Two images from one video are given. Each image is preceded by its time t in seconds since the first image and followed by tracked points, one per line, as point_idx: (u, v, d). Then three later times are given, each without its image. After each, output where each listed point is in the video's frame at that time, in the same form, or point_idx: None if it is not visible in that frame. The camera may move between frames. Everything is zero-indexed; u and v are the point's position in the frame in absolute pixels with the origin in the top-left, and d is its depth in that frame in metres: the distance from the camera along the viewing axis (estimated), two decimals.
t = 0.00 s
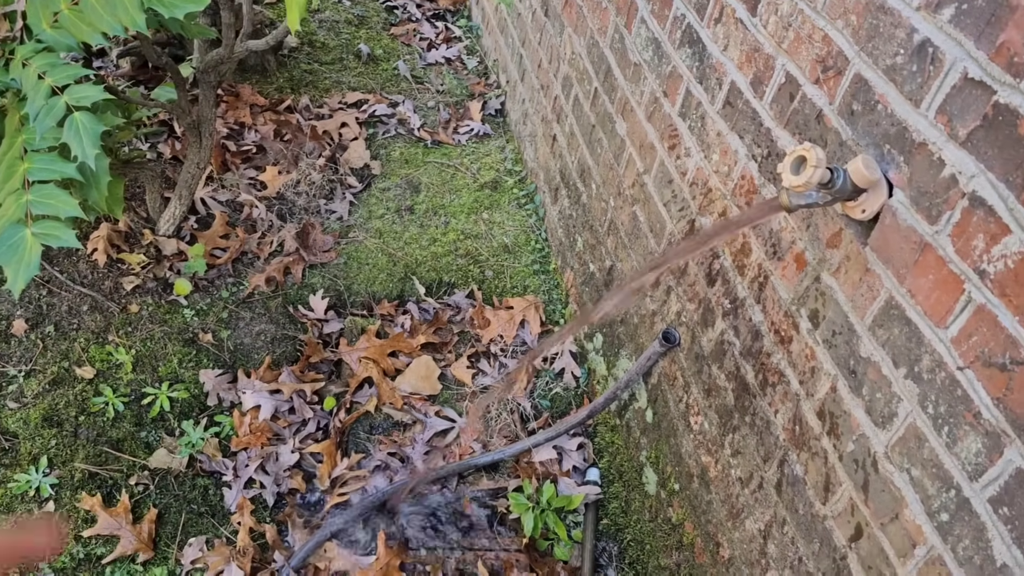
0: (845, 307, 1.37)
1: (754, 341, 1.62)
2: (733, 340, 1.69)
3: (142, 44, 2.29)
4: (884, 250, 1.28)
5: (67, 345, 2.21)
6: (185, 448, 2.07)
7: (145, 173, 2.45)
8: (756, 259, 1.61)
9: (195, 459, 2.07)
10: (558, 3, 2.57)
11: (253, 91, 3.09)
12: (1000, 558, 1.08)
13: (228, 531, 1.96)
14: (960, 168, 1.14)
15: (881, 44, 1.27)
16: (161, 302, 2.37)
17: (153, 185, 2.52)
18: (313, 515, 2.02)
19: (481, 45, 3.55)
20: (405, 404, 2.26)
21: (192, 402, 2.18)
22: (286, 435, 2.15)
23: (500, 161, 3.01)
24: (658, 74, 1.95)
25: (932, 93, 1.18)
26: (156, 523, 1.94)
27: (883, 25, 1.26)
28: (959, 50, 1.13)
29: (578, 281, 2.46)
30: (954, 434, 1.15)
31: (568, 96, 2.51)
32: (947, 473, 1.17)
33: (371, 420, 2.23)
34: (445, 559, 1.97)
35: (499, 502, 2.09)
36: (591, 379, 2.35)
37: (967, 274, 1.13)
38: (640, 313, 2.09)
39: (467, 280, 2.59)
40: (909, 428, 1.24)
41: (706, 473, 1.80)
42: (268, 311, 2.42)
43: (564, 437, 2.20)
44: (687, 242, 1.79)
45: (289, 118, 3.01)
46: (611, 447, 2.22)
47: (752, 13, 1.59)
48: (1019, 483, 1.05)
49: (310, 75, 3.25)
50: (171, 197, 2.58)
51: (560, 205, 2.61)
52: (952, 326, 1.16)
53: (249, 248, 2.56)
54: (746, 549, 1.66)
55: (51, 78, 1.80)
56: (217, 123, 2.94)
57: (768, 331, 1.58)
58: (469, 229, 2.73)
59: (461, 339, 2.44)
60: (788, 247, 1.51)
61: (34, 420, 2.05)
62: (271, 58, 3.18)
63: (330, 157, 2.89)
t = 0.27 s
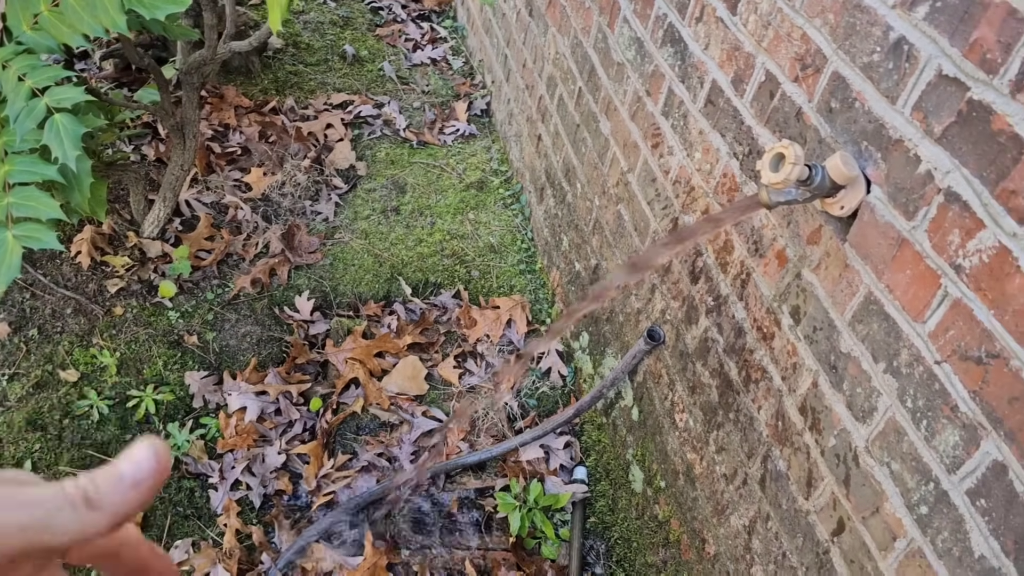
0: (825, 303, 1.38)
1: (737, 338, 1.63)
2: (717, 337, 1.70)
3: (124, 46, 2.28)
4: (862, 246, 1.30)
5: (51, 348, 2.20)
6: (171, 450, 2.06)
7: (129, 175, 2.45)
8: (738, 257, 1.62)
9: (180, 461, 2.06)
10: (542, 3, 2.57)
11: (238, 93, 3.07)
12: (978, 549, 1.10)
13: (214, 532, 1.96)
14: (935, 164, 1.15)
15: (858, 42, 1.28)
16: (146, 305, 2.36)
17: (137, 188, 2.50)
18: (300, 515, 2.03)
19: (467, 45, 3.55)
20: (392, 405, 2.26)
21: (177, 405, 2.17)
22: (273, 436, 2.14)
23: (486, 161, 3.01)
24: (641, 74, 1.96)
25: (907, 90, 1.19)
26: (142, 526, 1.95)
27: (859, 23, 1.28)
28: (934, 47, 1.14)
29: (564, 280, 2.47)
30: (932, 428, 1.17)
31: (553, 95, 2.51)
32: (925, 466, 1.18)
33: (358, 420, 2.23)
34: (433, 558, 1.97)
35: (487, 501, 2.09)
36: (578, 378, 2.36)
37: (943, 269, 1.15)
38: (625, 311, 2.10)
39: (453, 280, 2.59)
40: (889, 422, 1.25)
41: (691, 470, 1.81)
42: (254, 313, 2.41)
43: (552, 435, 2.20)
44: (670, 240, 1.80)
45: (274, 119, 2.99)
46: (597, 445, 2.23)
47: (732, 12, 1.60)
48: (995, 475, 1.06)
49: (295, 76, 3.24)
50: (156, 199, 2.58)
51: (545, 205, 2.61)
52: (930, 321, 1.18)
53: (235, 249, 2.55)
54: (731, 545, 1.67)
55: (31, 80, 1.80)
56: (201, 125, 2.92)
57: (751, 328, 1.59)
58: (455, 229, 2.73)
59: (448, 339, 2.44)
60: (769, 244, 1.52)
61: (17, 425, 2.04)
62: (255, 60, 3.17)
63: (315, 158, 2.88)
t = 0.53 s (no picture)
0: (809, 301, 1.39)
1: (723, 337, 1.63)
2: (702, 336, 1.70)
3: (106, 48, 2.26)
4: (846, 244, 1.30)
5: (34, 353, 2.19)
6: (155, 455, 2.06)
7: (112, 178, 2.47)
8: (723, 256, 1.62)
9: (165, 466, 2.05)
10: (526, 4, 2.57)
11: (222, 95, 3.05)
12: (962, 546, 1.10)
13: (200, 537, 1.95)
14: (917, 162, 1.16)
15: (840, 40, 1.29)
16: (130, 309, 2.34)
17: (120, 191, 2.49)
18: (287, 519, 2.01)
19: (452, 46, 3.54)
20: (379, 407, 2.25)
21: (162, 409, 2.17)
22: (259, 440, 2.13)
23: (472, 162, 3.00)
24: (625, 73, 1.96)
25: (889, 88, 1.20)
26: (127, 532, 1.92)
27: (841, 22, 1.28)
28: (915, 45, 1.15)
29: (550, 281, 2.46)
30: (916, 425, 1.17)
31: (538, 96, 2.51)
32: (910, 464, 1.19)
33: (344, 423, 2.21)
34: (421, 560, 1.96)
35: (475, 502, 2.08)
36: (565, 379, 2.35)
37: (926, 266, 1.15)
38: (611, 312, 2.10)
39: (440, 282, 2.58)
40: (874, 420, 1.25)
41: (678, 469, 1.81)
42: (240, 316, 2.39)
43: (540, 436, 2.20)
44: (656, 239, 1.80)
45: (259, 120, 2.96)
46: (585, 446, 2.22)
47: (715, 11, 1.60)
48: (978, 471, 1.07)
49: (279, 78, 3.22)
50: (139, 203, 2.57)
51: (532, 206, 2.61)
52: (913, 318, 1.18)
53: (219, 252, 2.53)
54: (719, 544, 1.67)
55: (11, 82, 1.84)
56: (185, 127, 2.90)
57: (736, 327, 1.59)
58: (441, 230, 2.72)
59: (435, 341, 2.43)
60: (754, 243, 1.52)
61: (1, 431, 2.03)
62: (240, 62, 3.15)
63: (300, 160, 2.87)
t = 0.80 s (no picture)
0: (797, 303, 1.38)
1: (710, 339, 1.63)
2: (690, 339, 1.70)
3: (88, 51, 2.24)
4: (832, 247, 1.30)
5: (18, 360, 2.16)
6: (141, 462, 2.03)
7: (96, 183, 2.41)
8: (710, 258, 1.62)
9: (151, 474, 2.03)
10: (513, 6, 2.56)
11: (208, 98, 3.02)
12: (950, 548, 1.10)
13: (187, 545, 1.93)
14: (902, 164, 1.16)
15: (825, 42, 1.29)
16: (115, 315, 2.31)
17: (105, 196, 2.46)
18: (274, 526, 1.99)
19: (439, 49, 3.53)
20: (368, 412, 2.23)
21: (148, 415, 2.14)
22: (246, 446, 2.11)
23: (460, 165, 2.99)
24: (612, 76, 1.96)
25: (874, 90, 1.20)
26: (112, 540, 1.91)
27: (826, 24, 1.28)
28: (899, 47, 1.15)
29: (539, 284, 2.45)
30: (903, 427, 1.17)
31: (525, 99, 2.50)
32: (897, 466, 1.18)
33: (332, 428, 2.20)
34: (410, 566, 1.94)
35: (464, 507, 2.07)
36: (554, 382, 2.35)
37: (912, 268, 1.15)
38: (599, 314, 2.09)
39: (428, 285, 2.57)
40: (861, 422, 1.25)
41: (667, 472, 1.80)
42: (226, 321, 2.37)
43: (528, 440, 2.19)
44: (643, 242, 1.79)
45: (245, 124, 2.96)
46: (574, 449, 2.21)
47: (700, 13, 1.60)
48: (966, 473, 1.07)
49: (265, 81, 3.20)
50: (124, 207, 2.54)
51: (519, 208, 2.60)
52: (899, 320, 1.18)
53: (205, 257, 2.51)
54: (708, 547, 1.66)
55: None
56: (170, 130, 2.87)
57: (724, 329, 1.59)
58: (429, 233, 2.71)
59: (423, 345, 2.42)
60: (741, 245, 1.52)
61: None
62: (225, 65, 3.12)
63: (287, 164, 2.85)
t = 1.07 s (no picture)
0: (784, 307, 1.38)
1: (698, 344, 1.62)
2: (679, 344, 1.69)
3: (73, 58, 2.22)
4: (819, 251, 1.30)
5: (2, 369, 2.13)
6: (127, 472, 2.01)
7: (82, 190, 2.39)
8: (697, 263, 1.62)
9: (138, 483, 2.00)
10: (500, 12, 2.57)
11: (195, 105, 3.01)
12: (937, 551, 1.10)
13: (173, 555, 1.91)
14: (887, 168, 1.16)
15: (809, 47, 1.29)
16: (101, 323, 2.29)
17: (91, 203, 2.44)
18: (263, 535, 1.98)
19: (428, 55, 3.53)
20: (356, 419, 2.22)
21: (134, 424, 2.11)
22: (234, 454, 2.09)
23: (448, 170, 2.99)
24: (599, 81, 1.96)
25: (859, 94, 1.20)
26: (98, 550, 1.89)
27: (810, 29, 1.28)
28: (883, 51, 1.15)
29: (527, 289, 2.45)
30: (890, 431, 1.17)
31: (513, 104, 2.50)
32: (884, 470, 1.18)
33: (321, 436, 2.18)
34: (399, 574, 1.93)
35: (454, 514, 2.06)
36: (543, 388, 2.34)
37: (897, 272, 1.15)
38: (588, 320, 2.09)
39: (417, 291, 2.55)
40: (848, 426, 1.25)
41: (656, 477, 1.80)
42: (213, 329, 2.35)
43: (518, 446, 2.18)
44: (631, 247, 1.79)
45: (233, 131, 2.93)
46: (564, 455, 2.20)
47: (686, 18, 1.60)
48: (952, 477, 1.08)
49: (253, 88, 3.19)
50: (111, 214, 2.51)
51: (508, 214, 2.60)
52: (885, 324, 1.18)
53: (193, 264, 2.49)
54: (697, 552, 1.66)
55: None
56: (157, 137, 2.85)
57: (711, 334, 1.58)
58: (418, 239, 2.70)
59: (412, 351, 2.41)
60: (728, 250, 1.52)
61: None
62: (212, 72, 3.11)
63: (275, 170, 2.83)
